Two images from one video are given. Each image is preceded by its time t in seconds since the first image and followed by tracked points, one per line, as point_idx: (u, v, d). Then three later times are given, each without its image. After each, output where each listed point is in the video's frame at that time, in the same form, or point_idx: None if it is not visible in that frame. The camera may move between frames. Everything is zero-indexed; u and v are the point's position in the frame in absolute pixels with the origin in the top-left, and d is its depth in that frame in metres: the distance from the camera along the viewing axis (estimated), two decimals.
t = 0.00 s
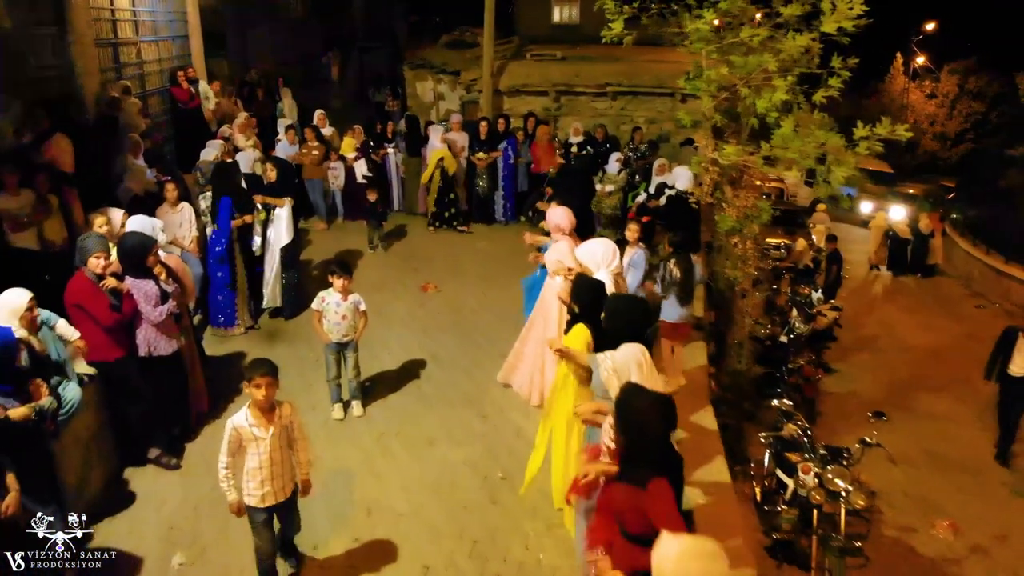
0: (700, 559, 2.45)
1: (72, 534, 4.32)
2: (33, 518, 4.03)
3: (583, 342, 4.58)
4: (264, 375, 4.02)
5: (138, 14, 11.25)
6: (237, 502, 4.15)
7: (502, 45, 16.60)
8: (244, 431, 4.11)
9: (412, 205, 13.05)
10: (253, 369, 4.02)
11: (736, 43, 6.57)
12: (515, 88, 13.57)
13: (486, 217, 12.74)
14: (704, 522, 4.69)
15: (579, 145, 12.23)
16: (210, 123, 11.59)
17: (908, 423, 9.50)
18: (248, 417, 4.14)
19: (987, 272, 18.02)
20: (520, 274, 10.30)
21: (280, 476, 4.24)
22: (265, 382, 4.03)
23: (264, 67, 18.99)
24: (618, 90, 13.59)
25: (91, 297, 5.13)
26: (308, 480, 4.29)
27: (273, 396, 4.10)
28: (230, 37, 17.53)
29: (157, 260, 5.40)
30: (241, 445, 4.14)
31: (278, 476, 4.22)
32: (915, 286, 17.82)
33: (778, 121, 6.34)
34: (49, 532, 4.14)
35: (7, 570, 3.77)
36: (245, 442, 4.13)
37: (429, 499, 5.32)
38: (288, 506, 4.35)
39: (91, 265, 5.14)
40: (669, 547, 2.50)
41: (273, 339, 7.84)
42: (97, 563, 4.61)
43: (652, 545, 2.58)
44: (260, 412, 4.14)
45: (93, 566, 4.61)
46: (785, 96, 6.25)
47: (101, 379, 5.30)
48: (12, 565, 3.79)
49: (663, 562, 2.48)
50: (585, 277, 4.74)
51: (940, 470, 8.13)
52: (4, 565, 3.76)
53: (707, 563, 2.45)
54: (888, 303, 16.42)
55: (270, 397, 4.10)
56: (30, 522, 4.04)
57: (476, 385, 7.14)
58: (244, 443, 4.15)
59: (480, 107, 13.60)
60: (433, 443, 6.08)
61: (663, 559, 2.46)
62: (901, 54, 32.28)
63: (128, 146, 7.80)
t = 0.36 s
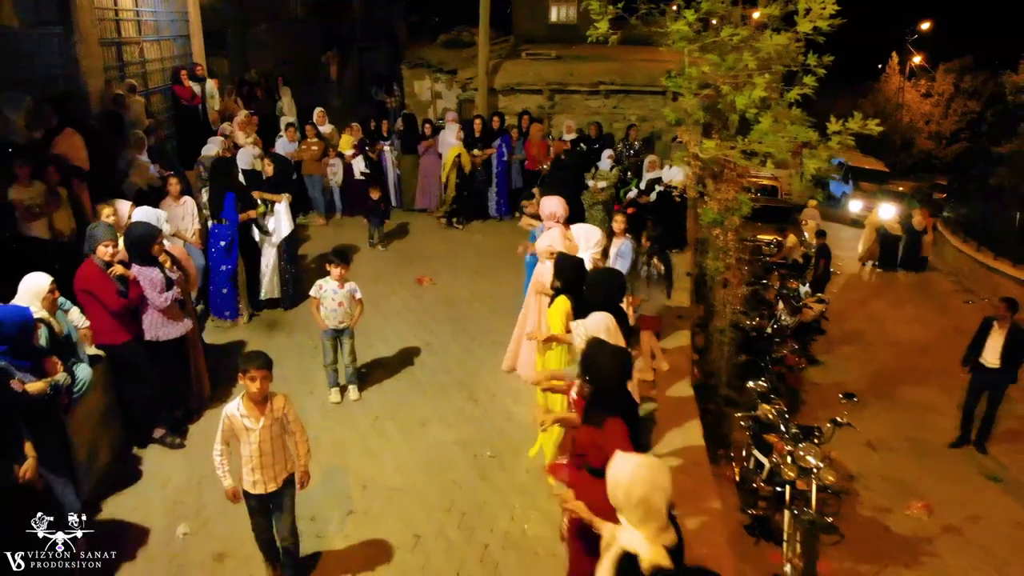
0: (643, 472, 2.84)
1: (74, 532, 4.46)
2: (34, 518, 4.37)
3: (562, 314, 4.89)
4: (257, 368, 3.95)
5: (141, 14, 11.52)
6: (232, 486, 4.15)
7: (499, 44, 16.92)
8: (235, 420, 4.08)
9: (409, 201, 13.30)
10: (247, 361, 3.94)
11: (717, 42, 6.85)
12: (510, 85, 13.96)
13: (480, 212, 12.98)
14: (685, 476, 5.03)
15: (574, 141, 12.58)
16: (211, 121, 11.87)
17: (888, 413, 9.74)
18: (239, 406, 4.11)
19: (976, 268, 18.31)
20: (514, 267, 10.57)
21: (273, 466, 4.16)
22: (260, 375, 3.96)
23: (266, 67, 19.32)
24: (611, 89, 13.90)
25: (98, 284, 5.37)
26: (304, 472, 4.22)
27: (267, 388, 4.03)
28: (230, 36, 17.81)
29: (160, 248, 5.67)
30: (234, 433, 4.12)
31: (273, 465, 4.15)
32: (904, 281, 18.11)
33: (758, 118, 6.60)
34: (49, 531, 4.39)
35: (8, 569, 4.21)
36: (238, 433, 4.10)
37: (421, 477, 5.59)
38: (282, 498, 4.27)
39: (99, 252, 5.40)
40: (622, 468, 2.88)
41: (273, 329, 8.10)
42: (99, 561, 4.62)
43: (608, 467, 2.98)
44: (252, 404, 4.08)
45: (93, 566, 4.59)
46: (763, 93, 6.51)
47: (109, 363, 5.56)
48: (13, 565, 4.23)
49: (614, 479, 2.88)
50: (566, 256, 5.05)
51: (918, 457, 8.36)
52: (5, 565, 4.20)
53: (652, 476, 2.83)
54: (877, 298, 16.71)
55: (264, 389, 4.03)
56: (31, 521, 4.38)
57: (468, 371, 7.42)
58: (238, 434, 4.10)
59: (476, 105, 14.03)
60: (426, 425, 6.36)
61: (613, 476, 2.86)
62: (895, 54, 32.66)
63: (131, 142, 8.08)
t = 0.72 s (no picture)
0: (592, 407, 3.30)
1: (73, 532, 4.60)
2: (34, 518, 4.56)
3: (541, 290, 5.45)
4: (259, 364, 3.97)
5: (141, 14, 11.76)
6: (229, 473, 4.19)
7: (494, 43, 17.15)
8: (234, 414, 4.11)
9: (405, 199, 13.53)
10: (251, 356, 3.97)
11: (699, 42, 7.09)
12: (504, 84, 14.21)
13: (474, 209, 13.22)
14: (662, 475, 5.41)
15: (567, 139, 12.81)
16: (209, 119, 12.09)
17: (871, 404, 9.94)
18: (239, 400, 4.13)
19: (965, 265, 18.54)
20: (505, 261, 10.83)
21: (268, 462, 4.17)
22: (263, 371, 3.98)
23: (264, 66, 19.56)
24: (603, 88, 14.14)
25: (101, 274, 5.61)
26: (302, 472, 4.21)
27: (269, 384, 4.05)
28: (229, 36, 18.05)
29: (161, 240, 5.89)
30: (234, 425, 4.15)
31: (268, 461, 4.16)
32: (894, 278, 18.36)
33: (737, 115, 6.82)
34: (49, 532, 4.56)
35: (9, 569, 4.40)
36: (234, 425, 4.13)
37: (412, 457, 5.84)
38: (276, 494, 4.26)
39: (103, 243, 5.62)
40: (574, 404, 3.34)
41: (270, 320, 8.35)
42: (100, 561, 4.66)
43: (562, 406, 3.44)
44: (252, 399, 4.10)
45: (93, 566, 4.62)
46: (743, 90, 6.73)
47: (112, 349, 5.79)
48: (14, 564, 4.42)
49: (565, 416, 3.35)
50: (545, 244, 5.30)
51: (897, 446, 8.55)
52: (6, 565, 4.39)
53: (598, 410, 3.31)
54: (866, 295, 16.95)
55: (266, 385, 4.05)
56: (31, 522, 4.56)
57: (459, 360, 7.68)
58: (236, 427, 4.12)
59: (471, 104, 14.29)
60: (417, 411, 6.60)
61: (564, 413, 3.32)
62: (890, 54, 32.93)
63: (133, 139, 8.30)
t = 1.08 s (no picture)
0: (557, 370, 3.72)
1: (73, 532, 4.51)
2: (34, 518, 4.30)
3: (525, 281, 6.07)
4: (250, 358, 4.02)
5: (139, 14, 11.94)
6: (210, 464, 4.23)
7: (489, 44, 17.35)
8: (221, 406, 4.15)
9: (399, 197, 13.70)
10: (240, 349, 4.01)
11: (681, 42, 7.28)
12: (498, 84, 14.45)
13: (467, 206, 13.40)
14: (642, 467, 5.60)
15: (560, 138, 12.97)
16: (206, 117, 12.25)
17: (855, 397, 10.09)
18: (227, 393, 4.17)
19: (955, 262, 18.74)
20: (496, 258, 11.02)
21: (254, 454, 4.23)
22: (250, 364, 4.02)
23: (262, 65, 19.75)
24: (595, 87, 14.34)
25: (98, 266, 5.81)
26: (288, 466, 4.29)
27: (257, 376, 4.10)
28: (227, 36, 18.26)
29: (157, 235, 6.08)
30: (219, 418, 4.19)
31: (253, 454, 4.22)
32: (885, 275, 18.56)
33: (718, 113, 7.02)
34: (49, 532, 4.38)
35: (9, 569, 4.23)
36: (222, 418, 4.17)
37: (399, 444, 6.02)
38: (265, 484, 4.33)
39: (100, 236, 5.85)
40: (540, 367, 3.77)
41: (265, 314, 8.53)
42: (101, 562, 4.69)
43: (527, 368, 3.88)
44: (239, 392, 4.15)
45: (93, 566, 4.66)
46: (724, 89, 6.92)
47: (108, 339, 5.98)
48: (14, 565, 4.24)
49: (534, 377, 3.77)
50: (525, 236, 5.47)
51: (878, 436, 8.70)
52: (6, 565, 4.21)
53: (562, 369, 3.77)
54: (857, 292, 17.14)
55: (254, 378, 4.10)
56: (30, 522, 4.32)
57: (449, 352, 7.86)
58: (223, 420, 4.17)
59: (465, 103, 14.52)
60: (406, 401, 6.79)
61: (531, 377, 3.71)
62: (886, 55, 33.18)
63: (130, 137, 8.46)
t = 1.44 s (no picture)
0: (530, 341, 4.33)
1: (73, 532, 4.73)
2: (34, 518, 4.62)
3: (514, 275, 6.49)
4: (209, 351, 4.14)
5: (134, 15, 12.13)
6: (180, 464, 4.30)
7: (482, 44, 17.53)
8: (188, 402, 4.23)
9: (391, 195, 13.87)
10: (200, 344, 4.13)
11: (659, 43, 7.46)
12: (489, 83, 14.66)
13: (459, 205, 13.57)
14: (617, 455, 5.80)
15: (548, 138, 13.01)
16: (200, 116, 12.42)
17: (838, 391, 10.25)
18: (193, 389, 4.26)
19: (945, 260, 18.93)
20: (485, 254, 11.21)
21: (224, 446, 4.33)
22: (211, 358, 4.15)
23: (259, 66, 19.94)
24: (585, 87, 14.48)
25: (89, 259, 5.98)
26: (258, 449, 4.41)
27: (219, 370, 4.22)
28: (223, 36, 18.44)
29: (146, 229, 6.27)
30: (186, 415, 4.27)
31: (222, 446, 4.32)
32: (875, 273, 18.73)
33: (696, 112, 7.21)
34: (49, 531, 4.67)
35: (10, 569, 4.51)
36: (190, 413, 4.26)
37: (381, 434, 6.19)
38: (238, 473, 4.45)
39: (92, 231, 5.99)
40: (514, 342, 4.35)
41: (255, 309, 8.72)
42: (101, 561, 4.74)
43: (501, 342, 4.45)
44: (204, 387, 4.25)
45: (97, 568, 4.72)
46: (701, 89, 7.11)
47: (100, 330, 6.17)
48: (14, 564, 4.53)
49: (507, 350, 4.34)
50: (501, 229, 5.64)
51: (858, 429, 8.86)
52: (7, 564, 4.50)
53: (533, 341, 4.37)
54: (846, 289, 17.32)
55: (216, 371, 4.21)
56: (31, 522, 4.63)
57: (434, 346, 8.04)
58: (191, 416, 4.27)
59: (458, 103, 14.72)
60: (390, 392, 6.96)
61: (508, 348, 4.29)
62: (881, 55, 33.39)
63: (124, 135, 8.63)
